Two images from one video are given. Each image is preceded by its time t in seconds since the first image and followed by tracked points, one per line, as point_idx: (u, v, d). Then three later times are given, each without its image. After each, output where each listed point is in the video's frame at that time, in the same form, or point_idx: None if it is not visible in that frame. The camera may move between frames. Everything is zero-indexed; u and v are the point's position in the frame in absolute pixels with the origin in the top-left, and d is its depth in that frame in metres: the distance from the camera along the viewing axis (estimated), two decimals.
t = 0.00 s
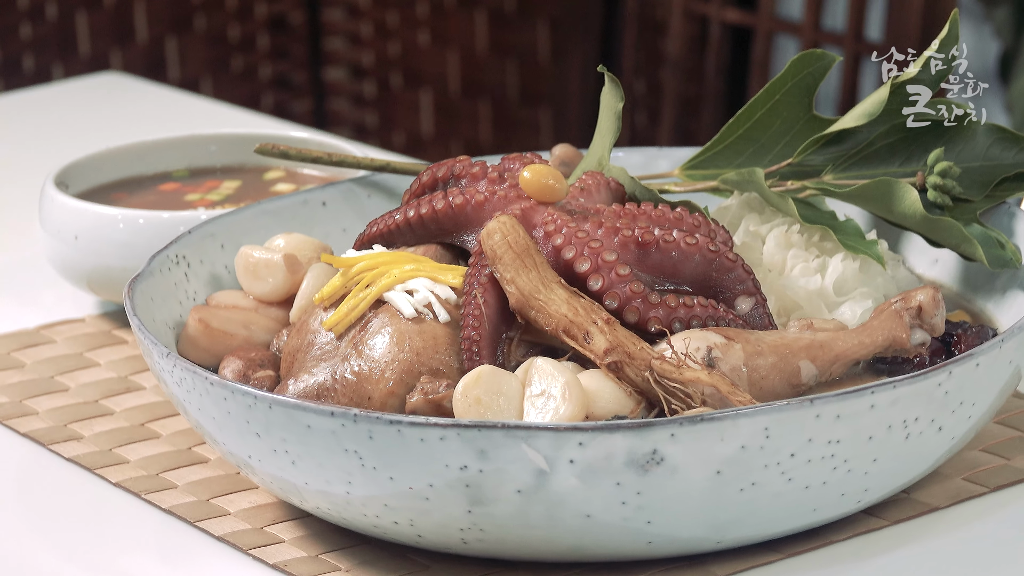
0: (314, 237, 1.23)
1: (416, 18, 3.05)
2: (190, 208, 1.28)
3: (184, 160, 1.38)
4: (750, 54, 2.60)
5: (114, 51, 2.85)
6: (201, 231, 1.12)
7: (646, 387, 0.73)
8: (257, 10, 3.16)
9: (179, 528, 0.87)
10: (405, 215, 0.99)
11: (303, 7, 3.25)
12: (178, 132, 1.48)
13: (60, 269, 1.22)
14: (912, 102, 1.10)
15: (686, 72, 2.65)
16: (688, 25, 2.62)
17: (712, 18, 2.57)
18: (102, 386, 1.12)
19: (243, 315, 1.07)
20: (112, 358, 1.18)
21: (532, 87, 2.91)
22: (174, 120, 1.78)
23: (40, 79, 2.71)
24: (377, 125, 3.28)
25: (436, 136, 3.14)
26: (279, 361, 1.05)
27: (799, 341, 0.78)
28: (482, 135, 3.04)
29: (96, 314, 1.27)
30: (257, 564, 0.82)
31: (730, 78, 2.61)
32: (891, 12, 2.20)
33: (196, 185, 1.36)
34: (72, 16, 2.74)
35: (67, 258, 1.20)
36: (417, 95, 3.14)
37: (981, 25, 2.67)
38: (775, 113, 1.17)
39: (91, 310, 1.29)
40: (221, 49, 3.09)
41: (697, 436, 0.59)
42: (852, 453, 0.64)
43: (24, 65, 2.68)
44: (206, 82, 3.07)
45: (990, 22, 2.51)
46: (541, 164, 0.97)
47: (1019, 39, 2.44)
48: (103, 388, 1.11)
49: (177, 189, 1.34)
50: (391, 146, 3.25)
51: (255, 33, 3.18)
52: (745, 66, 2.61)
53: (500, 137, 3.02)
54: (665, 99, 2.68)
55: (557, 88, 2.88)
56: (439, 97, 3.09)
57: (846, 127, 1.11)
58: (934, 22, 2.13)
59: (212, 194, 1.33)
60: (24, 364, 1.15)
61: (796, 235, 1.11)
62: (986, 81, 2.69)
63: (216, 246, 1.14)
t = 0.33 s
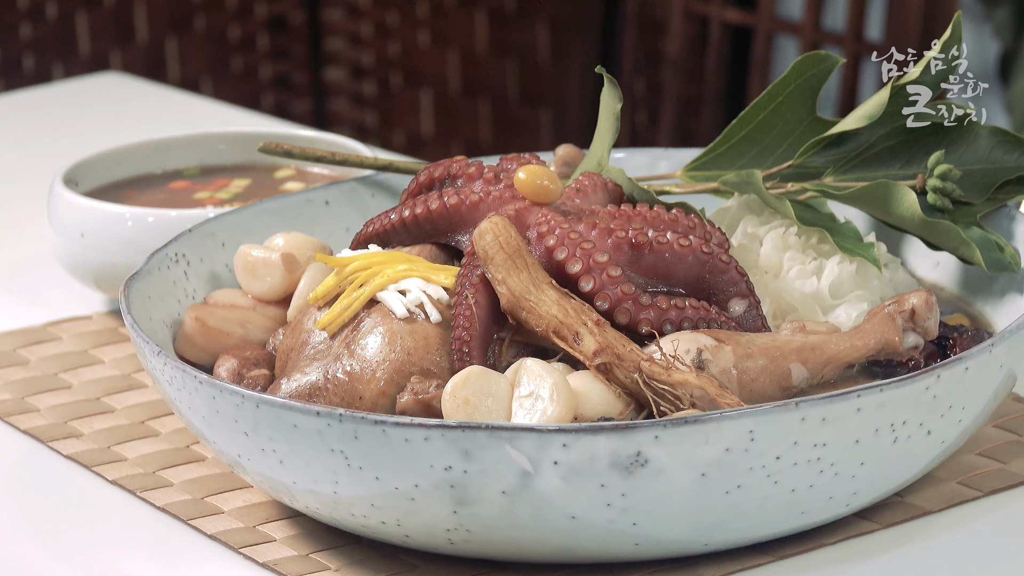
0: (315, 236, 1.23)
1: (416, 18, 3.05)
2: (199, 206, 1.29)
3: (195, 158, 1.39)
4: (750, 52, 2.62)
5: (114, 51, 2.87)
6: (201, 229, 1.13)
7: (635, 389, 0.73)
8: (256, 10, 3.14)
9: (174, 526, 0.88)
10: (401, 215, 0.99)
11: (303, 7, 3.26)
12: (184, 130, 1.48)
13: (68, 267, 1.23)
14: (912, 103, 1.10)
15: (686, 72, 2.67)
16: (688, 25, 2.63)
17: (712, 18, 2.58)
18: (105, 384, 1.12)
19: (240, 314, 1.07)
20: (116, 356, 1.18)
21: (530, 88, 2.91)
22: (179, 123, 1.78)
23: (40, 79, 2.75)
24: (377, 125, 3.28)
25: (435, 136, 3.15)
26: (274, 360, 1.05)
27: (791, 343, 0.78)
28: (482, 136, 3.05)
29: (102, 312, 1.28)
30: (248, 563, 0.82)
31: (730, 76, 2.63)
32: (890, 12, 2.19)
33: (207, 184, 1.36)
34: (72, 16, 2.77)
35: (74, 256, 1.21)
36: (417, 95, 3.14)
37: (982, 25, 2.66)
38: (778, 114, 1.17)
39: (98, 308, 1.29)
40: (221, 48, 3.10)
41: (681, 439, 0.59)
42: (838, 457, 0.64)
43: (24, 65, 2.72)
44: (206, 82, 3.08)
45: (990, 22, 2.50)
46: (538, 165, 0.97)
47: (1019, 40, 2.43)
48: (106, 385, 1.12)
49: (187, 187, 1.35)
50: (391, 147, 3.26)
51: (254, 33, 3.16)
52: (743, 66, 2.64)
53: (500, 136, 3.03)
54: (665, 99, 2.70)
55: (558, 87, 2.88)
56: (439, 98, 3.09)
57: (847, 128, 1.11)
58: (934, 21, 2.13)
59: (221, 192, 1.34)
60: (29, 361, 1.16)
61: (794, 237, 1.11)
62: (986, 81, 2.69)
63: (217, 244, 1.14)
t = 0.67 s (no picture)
0: (318, 235, 1.23)
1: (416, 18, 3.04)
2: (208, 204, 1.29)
3: (206, 156, 1.39)
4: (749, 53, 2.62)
5: (114, 51, 2.93)
6: (201, 228, 1.13)
7: (624, 391, 0.73)
8: (257, 10, 3.19)
9: (168, 524, 0.88)
10: (396, 214, 0.99)
11: (303, 7, 3.28)
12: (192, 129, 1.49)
13: (77, 265, 1.24)
14: (912, 102, 1.09)
15: (686, 72, 2.67)
16: (689, 24, 2.64)
17: (712, 18, 2.58)
18: (108, 381, 1.12)
19: (237, 313, 1.07)
20: (120, 353, 1.18)
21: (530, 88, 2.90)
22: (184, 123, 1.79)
23: (40, 79, 2.80)
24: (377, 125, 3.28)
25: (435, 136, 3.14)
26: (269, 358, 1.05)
27: (782, 345, 0.78)
28: (482, 136, 3.04)
29: (109, 310, 1.28)
30: (238, 562, 0.82)
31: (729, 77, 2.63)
32: (889, 12, 2.19)
33: (216, 182, 1.37)
34: (72, 17, 2.81)
35: (82, 254, 1.21)
36: (416, 95, 3.14)
37: (982, 24, 2.66)
38: (782, 116, 1.16)
39: (105, 305, 1.29)
40: (222, 48, 3.15)
41: (665, 441, 0.59)
42: (825, 460, 0.64)
43: (24, 65, 2.77)
44: (206, 82, 3.14)
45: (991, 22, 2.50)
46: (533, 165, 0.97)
47: (1019, 40, 2.43)
48: (109, 382, 1.12)
49: (197, 185, 1.35)
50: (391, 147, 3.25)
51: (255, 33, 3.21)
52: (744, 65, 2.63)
53: (500, 137, 3.02)
54: (665, 99, 2.71)
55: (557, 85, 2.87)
56: (439, 99, 3.09)
57: (846, 131, 1.10)
58: (934, 22, 2.13)
59: (232, 190, 1.34)
60: (34, 357, 1.16)
61: (791, 239, 1.11)
62: (986, 81, 2.68)
63: (217, 243, 1.15)
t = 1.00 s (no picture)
0: (321, 234, 1.23)
1: (416, 18, 3.03)
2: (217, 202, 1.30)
3: (218, 155, 1.41)
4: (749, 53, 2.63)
5: (114, 51, 2.90)
6: (203, 227, 1.14)
7: (614, 392, 0.73)
8: (257, 10, 3.17)
9: (161, 523, 0.88)
10: (391, 214, 0.99)
11: (303, 7, 3.26)
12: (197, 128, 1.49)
13: (87, 265, 1.25)
14: (912, 103, 1.08)
15: (685, 71, 2.68)
16: (689, 24, 2.64)
17: (712, 18, 2.59)
18: (111, 378, 1.12)
19: (234, 311, 1.07)
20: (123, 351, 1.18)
21: (530, 87, 2.94)
22: (184, 124, 1.79)
23: (40, 79, 2.80)
24: (377, 126, 3.26)
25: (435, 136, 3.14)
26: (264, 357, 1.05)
27: (772, 348, 0.78)
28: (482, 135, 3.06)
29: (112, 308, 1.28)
30: (229, 560, 0.82)
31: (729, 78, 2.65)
32: (889, 11, 2.21)
33: (226, 181, 1.37)
34: (72, 18, 2.80)
35: (89, 251, 1.23)
36: (417, 95, 3.12)
37: (983, 24, 2.66)
38: (785, 117, 1.15)
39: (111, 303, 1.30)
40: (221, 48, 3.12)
41: (649, 443, 0.59)
42: (811, 463, 0.63)
43: (24, 65, 2.76)
44: (206, 82, 3.11)
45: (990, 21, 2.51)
46: (529, 166, 0.97)
47: (1019, 40, 2.45)
48: (112, 380, 1.12)
49: (208, 183, 1.37)
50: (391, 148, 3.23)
51: (255, 33, 3.19)
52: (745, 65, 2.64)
53: (501, 137, 3.05)
54: (666, 100, 2.71)
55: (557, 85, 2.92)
56: (439, 99, 3.08)
57: (847, 133, 1.09)
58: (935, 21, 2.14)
59: (242, 188, 1.35)
60: (39, 354, 1.17)
61: (787, 241, 1.11)
62: (986, 81, 2.69)
63: (218, 241, 1.15)
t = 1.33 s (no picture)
0: (323, 234, 1.23)
1: (416, 18, 3.07)
2: (226, 199, 1.32)
3: (230, 153, 1.43)
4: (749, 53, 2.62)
5: (114, 51, 2.94)
6: (204, 226, 1.14)
7: (603, 393, 0.73)
8: (257, 10, 3.24)
9: (155, 521, 0.88)
10: (387, 213, 1.00)
11: (303, 7, 3.33)
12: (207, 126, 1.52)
13: (97, 262, 1.28)
14: (912, 103, 1.08)
15: (686, 71, 2.66)
16: (688, 25, 2.63)
17: (712, 18, 2.58)
18: (114, 375, 1.13)
19: (231, 310, 1.07)
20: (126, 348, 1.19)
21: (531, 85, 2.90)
22: (183, 124, 1.80)
23: (40, 79, 2.81)
24: (376, 125, 3.33)
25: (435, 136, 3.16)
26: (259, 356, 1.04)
27: (762, 350, 0.77)
28: (482, 135, 3.05)
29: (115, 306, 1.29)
30: (220, 558, 0.82)
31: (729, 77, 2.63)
32: (889, 11, 2.20)
33: (238, 178, 1.39)
34: (72, 18, 2.83)
35: (97, 248, 1.25)
36: (417, 95, 3.16)
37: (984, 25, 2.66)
38: (787, 119, 1.15)
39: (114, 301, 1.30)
40: (222, 49, 3.19)
41: (632, 445, 0.59)
42: (797, 466, 0.63)
43: (24, 65, 2.78)
44: (206, 82, 3.16)
45: (990, 22, 2.51)
46: (523, 167, 0.97)
47: (1019, 40, 2.44)
48: (114, 377, 1.13)
49: (218, 181, 1.38)
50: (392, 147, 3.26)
51: (255, 33, 3.26)
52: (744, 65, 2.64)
53: (500, 137, 3.02)
54: (666, 99, 2.70)
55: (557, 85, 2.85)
56: (439, 99, 3.11)
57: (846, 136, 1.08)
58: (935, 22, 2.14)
59: (249, 186, 1.36)
60: (43, 351, 1.17)
61: (784, 243, 1.10)
62: (986, 81, 2.68)
63: (219, 240, 1.16)
